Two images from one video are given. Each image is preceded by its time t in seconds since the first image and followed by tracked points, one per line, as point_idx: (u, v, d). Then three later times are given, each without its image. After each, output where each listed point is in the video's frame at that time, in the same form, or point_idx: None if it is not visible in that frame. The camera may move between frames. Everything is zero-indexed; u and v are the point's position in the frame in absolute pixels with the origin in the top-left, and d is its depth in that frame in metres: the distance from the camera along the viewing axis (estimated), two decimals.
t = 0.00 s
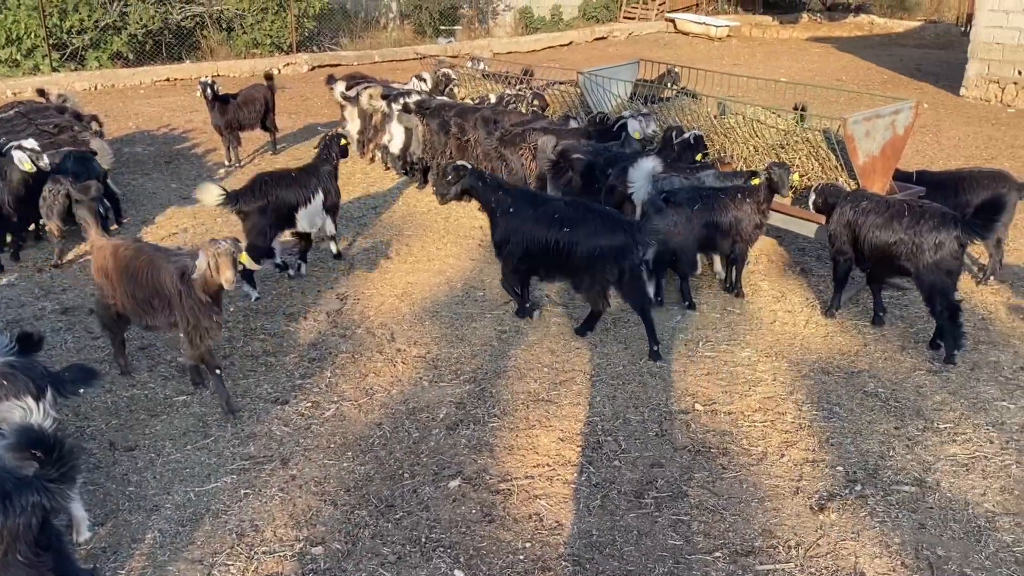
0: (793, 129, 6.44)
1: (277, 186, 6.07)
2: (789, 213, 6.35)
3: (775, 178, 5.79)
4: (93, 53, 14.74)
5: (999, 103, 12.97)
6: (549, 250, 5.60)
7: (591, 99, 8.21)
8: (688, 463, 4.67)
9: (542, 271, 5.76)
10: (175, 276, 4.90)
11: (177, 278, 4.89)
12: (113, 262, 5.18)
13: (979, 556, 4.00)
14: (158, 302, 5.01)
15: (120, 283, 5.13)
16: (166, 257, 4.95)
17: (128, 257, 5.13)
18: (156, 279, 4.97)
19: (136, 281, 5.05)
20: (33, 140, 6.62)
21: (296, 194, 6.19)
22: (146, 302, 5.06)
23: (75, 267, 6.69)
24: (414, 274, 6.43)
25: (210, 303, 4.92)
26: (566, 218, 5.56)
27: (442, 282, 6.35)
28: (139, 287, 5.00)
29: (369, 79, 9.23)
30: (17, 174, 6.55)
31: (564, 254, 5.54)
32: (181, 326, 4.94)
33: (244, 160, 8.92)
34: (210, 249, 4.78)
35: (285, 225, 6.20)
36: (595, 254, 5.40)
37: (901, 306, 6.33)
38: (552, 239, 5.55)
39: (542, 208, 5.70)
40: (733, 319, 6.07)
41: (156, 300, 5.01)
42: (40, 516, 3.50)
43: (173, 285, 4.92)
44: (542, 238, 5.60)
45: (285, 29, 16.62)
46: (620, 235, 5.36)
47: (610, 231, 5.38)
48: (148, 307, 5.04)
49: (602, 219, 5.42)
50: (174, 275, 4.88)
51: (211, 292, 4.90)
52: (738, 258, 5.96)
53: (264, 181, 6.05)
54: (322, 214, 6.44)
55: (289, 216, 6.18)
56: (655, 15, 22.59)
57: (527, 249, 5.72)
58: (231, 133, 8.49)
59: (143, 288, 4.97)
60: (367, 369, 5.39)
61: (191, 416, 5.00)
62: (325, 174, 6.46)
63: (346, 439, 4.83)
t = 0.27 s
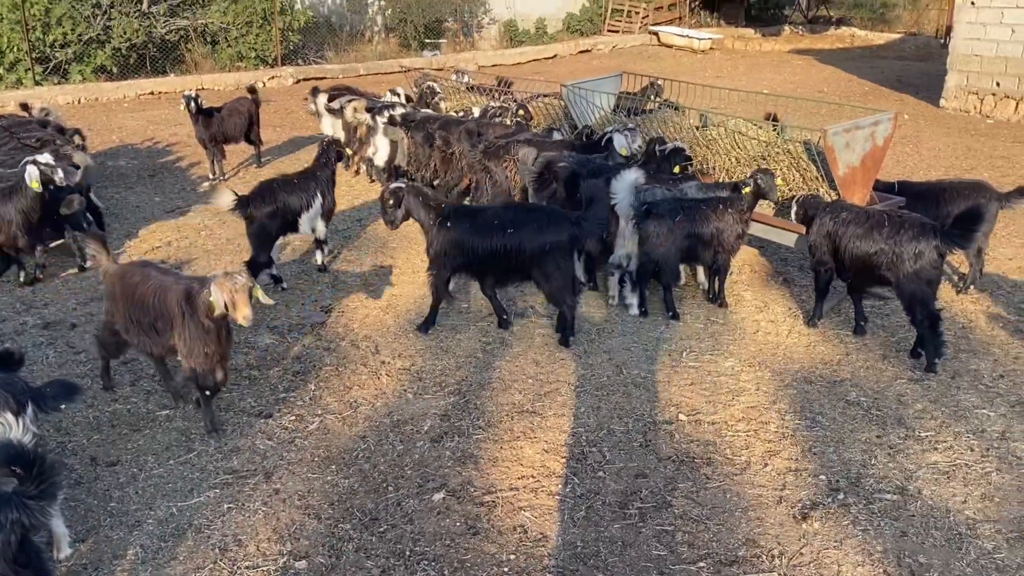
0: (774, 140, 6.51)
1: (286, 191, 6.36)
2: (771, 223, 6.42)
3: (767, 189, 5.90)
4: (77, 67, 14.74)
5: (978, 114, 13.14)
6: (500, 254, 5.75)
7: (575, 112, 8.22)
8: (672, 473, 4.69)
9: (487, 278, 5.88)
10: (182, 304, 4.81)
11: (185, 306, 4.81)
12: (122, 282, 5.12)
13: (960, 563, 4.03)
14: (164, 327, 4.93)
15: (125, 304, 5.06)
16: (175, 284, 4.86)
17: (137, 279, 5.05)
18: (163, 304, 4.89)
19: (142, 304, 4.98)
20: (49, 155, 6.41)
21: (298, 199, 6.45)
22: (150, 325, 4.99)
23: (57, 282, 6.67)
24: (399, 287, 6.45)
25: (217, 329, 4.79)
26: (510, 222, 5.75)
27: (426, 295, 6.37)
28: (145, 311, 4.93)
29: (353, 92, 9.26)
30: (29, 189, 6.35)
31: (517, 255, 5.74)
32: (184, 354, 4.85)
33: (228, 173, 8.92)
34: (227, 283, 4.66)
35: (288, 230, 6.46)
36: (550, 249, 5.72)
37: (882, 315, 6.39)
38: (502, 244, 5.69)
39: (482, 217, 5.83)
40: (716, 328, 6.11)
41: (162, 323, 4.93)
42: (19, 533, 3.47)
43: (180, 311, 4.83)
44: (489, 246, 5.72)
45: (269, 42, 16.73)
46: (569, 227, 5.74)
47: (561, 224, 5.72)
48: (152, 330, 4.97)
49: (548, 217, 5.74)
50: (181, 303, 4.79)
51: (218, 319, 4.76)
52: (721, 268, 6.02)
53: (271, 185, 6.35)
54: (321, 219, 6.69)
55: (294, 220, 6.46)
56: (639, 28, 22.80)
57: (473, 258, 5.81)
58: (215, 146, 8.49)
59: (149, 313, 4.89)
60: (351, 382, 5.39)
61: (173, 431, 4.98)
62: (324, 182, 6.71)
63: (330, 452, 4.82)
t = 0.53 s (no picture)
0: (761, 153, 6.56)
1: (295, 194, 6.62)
2: (759, 236, 6.45)
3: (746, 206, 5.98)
4: (66, 81, 14.76)
5: (964, 127, 13.27)
6: (458, 263, 5.85)
7: (564, 125, 8.31)
8: (660, 486, 4.69)
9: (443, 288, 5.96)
10: (198, 326, 4.82)
11: (201, 327, 4.80)
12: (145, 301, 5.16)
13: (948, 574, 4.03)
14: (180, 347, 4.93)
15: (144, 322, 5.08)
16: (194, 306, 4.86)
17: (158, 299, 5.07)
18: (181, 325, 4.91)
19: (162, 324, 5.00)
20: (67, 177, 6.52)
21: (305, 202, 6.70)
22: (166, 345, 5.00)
23: (44, 297, 6.66)
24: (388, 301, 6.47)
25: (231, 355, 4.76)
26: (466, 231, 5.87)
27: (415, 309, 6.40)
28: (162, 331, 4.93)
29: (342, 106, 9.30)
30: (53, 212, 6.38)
31: (475, 264, 5.84)
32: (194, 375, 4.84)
33: (216, 187, 8.95)
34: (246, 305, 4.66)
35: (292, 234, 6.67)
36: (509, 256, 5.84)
37: (870, 327, 6.43)
38: (460, 253, 5.79)
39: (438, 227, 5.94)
40: (705, 341, 6.12)
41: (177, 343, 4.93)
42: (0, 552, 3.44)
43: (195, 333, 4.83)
44: (445, 255, 5.81)
45: (259, 57, 16.58)
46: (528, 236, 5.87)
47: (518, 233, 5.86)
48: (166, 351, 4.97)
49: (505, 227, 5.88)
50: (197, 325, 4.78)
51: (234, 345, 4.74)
52: (710, 280, 6.06)
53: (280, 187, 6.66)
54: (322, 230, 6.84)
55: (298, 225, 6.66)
56: (628, 43, 23.00)
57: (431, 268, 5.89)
58: (204, 159, 8.50)
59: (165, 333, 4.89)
60: (339, 396, 5.38)
61: (160, 446, 4.95)
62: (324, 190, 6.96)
63: (317, 467, 4.80)
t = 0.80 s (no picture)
0: (753, 166, 6.61)
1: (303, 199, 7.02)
2: (751, 248, 6.48)
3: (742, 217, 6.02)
4: (61, 94, 14.82)
5: (955, 141, 13.38)
6: (416, 269, 6.02)
7: (557, 138, 8.40)
8: (653, 498, 4.69)
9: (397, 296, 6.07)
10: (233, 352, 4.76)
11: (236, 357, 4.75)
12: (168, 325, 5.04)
13: None
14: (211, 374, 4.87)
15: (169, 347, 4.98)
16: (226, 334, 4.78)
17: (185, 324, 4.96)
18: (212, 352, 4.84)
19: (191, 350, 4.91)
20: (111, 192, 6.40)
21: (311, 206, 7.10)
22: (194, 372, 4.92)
23: (36, 309, 6.67)
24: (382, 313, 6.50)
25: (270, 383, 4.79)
26: (423, 237, 6.10)
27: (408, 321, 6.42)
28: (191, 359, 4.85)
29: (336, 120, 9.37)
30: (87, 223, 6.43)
31: (432, 269, 6.04)
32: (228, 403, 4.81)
33: (210, 200, 9.00)
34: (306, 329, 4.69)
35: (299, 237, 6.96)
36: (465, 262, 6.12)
37: (861, 339, 6.46)
38: (422, 262, 6.00)
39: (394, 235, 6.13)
40: (697, 353, 6.14)
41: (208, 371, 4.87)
42: None
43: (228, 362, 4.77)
44: (408, 264, 5.99)
45: (254, 70, 16.73)
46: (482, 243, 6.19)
47: (473, 240, 6.17)
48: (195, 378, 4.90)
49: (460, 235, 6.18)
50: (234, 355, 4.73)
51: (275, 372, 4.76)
52: (703, 292, 6.10)
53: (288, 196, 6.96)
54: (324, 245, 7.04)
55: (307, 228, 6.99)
56: (622, 58, 23.21)
57: (387, 275, 6.00)
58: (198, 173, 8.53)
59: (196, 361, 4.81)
60: (332, 409, 5.40)
61: (152, 458, 4.95)
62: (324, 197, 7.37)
63: (310, 479, 4.81)
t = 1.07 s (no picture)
0: (747, 176, 6.66)
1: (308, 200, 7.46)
2: (746, 257, 6.52)
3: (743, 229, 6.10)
4: (57, 106, 14.93)
5: (949, 154, 13.49)
6: (378, 283, 6.05)
7: (552, 148, 8.46)
8: (648, 504, 4.68)
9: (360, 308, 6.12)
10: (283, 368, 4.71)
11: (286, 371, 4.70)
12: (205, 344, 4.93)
13: None
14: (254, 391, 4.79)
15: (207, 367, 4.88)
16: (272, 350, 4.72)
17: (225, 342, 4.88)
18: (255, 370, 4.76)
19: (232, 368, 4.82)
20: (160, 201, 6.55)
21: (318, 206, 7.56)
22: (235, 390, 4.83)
23: (30, 318, 6.69)
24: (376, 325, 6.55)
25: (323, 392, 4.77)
26: (386, 249, 6.09)
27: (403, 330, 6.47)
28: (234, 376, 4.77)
29: (332, 133, 9.54)
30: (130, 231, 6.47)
31: (395, 283, 6.07)
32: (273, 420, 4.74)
33: (206, 211, 9.16)
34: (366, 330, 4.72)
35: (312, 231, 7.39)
36: (429, 275, 6.15)
37: (855, 348, 6.49)
38: (380, 274, 6.02)
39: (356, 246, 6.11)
40: (692, 361, 6.16)
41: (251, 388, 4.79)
42: None
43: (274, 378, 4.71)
44: (367, 277, 6.00)
45: (252, 82, 17.00)
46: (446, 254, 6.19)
47: (437, 251, 6.17)
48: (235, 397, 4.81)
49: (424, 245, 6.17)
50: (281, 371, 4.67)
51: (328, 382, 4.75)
52: (697, 301, 6.15)
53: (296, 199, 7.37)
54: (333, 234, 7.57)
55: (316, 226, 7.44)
56: (617, 71, 23.42)
57: (350, 288, 6.03)
58: (194, 184, 8.69)
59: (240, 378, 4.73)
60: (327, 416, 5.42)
61: (145, 464, 4.94)
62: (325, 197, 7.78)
63: (304, 487, 4.81)
